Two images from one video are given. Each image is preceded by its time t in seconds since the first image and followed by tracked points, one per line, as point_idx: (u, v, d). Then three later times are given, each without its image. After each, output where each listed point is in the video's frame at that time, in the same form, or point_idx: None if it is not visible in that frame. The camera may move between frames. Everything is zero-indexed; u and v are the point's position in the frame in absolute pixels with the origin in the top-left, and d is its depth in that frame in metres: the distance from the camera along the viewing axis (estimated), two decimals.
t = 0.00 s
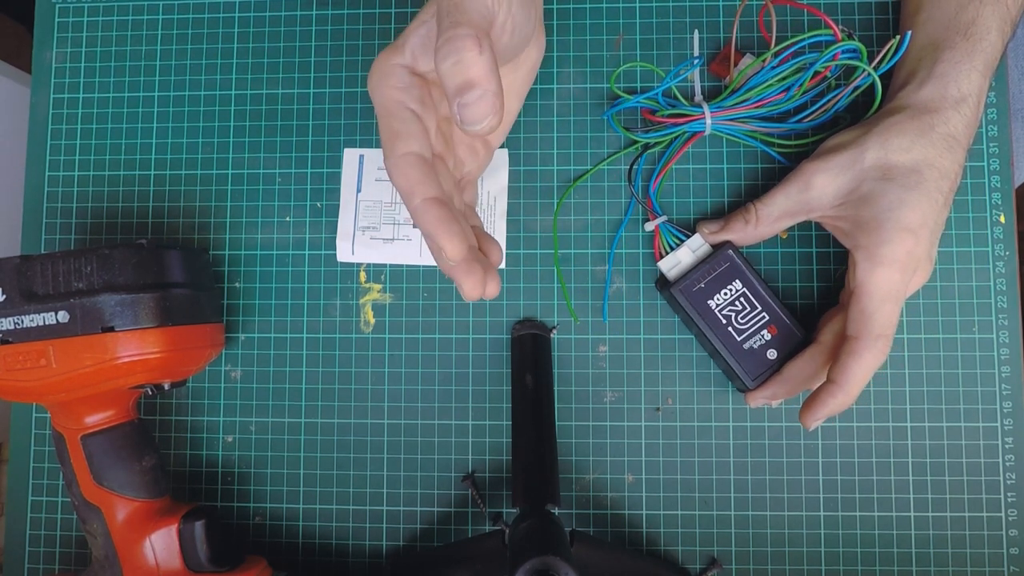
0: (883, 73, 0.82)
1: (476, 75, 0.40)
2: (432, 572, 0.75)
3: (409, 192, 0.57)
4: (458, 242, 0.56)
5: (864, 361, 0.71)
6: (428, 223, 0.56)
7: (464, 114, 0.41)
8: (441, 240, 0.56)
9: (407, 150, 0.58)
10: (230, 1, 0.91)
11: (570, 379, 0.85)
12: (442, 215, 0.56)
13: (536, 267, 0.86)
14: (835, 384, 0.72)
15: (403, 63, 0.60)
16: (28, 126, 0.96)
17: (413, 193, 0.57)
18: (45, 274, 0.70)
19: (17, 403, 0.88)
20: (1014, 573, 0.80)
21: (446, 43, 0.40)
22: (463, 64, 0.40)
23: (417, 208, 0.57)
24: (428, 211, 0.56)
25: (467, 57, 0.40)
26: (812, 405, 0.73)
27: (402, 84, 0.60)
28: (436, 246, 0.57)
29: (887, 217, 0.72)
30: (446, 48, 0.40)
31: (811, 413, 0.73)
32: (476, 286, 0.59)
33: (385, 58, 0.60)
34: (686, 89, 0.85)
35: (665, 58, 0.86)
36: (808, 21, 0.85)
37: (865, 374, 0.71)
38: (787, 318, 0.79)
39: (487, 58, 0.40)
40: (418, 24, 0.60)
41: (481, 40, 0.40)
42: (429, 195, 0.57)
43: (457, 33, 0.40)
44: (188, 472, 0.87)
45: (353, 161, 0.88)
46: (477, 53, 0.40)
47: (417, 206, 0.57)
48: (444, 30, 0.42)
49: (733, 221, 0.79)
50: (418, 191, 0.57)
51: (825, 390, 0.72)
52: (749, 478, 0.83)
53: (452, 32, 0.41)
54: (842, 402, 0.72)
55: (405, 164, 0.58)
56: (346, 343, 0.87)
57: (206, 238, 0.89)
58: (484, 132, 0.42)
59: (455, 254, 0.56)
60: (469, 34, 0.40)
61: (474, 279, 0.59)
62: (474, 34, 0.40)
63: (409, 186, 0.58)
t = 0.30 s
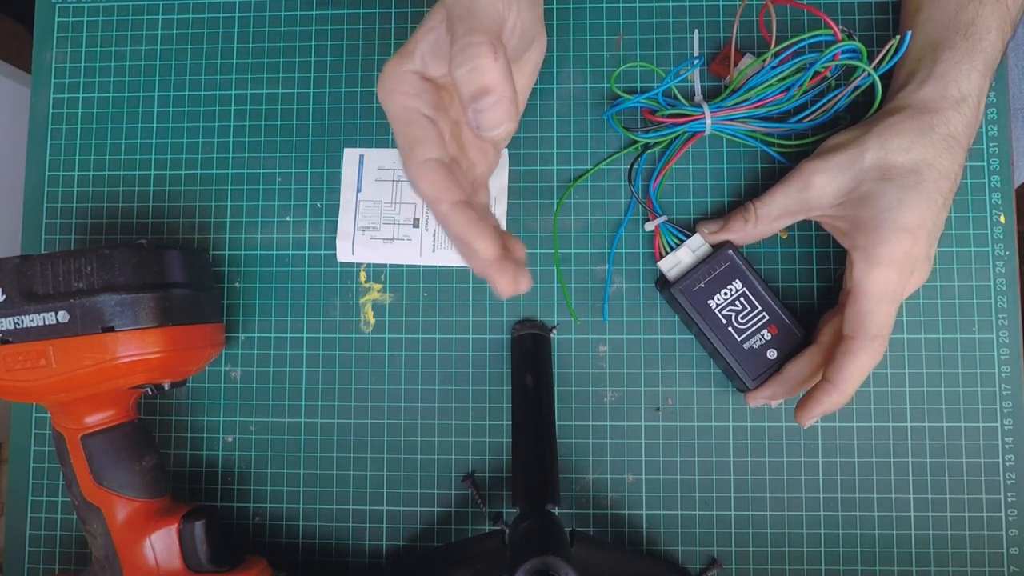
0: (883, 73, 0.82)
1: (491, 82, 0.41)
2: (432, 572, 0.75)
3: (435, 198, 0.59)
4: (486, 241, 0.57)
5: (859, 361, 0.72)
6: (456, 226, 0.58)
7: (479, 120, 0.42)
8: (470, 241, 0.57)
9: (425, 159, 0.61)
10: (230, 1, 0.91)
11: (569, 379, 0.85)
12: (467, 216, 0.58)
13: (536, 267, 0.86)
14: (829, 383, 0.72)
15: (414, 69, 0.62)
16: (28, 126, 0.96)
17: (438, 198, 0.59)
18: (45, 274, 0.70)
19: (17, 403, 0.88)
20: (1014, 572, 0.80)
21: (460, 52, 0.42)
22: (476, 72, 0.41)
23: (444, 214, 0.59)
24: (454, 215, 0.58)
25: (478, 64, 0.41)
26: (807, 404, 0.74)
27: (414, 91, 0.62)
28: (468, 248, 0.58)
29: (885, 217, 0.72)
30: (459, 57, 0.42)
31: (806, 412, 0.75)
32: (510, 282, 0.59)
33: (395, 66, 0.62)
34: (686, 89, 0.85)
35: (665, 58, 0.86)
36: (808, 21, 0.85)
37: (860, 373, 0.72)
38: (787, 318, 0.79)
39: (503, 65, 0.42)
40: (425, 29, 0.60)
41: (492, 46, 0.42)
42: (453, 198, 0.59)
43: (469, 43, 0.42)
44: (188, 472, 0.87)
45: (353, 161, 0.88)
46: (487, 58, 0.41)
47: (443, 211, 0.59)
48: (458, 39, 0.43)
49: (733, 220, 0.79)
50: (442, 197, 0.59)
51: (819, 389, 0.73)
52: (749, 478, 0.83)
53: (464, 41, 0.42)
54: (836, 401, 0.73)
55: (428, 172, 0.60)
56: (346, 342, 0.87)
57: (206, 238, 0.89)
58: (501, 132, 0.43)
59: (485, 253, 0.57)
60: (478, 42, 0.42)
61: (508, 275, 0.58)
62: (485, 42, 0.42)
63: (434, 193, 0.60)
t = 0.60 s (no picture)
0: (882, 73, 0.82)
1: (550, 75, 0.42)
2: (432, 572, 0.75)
3: (516, 206, 0.57)
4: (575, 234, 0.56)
5: (851, 359, 0.72)
6: (545, 228, 0.56)
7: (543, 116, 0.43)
8: (564, 238, 0.56)
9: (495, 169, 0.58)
10: (230, 1, 0.91)
11: (569, 378, 0.85)
12: (553, 215, 0.56)
13: (536, 267, 0.86)
14: (823, 381, 0.72)
15: (459, 81, 0.60)
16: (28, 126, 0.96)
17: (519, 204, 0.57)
18: (45, 274, 0.70)
19: (17, 403, 0.88)
20: (1014, 572, 0.80)
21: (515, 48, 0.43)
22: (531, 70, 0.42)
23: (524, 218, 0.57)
24: (542, 215, 0.56)
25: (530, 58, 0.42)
26: (801, 403, 0.74)
27: (463, 103, 0.60)
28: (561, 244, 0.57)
29: (873, 215, 0.72)
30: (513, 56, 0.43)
31: (801, 412, 0.74)
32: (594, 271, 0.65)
33: (438, 81, 0.59)
34: (686, 89, 0.85)
35: (665, 58, 0.86)
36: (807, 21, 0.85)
37: (853, 372, 0.72)
38: (787, 319, 0.79)
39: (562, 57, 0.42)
40: (460, 39, 0.59)
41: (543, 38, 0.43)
42: (534, 199, 0.56)
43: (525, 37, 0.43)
44: (188, 472, 0.87)
45: (353, 161, 0.88)
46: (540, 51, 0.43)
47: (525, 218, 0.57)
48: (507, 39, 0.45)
49: (726, 211, 0.79)
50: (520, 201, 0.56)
51: (813, 388, 0.73)
52: (749, 478, 0.83)
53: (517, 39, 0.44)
54: (830, 400, 0.73)
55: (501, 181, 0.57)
56: (346, 342, 0.87)
57: (206, 238, 0.89)
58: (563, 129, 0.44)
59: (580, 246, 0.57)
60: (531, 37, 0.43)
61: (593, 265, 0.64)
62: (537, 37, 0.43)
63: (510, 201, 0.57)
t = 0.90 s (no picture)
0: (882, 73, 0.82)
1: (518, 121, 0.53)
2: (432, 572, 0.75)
3: (471, 225, 0.62)
4: (520, 256, 0.62)
5: (852, 361, 0.72)
6: (494, 245, 0.62)
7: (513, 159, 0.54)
8: (503, 260, 0.62)
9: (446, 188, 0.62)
10: (230, 1, 0.91)
11: (570, 378, 0.85)
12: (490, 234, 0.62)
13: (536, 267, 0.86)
14: (822, 382, 0.73)
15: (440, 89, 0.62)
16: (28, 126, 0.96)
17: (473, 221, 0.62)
18: (45, 274, 0.70)
19: (17, 403, 0.88)
20: (1014, 572, 0.80)
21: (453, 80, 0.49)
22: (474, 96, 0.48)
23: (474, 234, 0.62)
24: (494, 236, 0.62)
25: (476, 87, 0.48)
26: (800, 403, 0.75)
27: (442, 113, 0.62)
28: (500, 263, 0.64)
29: (875, 217, 0.72)
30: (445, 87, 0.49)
31: (799, 411, 0.76)
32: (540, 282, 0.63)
33: (420, 86, 0.62)
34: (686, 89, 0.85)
35: (665, 58, 0.86)
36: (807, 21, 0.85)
37: (852, 373, 0.73)
38: (787, 318, 0.79)
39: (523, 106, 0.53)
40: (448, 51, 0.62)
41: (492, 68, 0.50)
42: (490, 218, 0.62)
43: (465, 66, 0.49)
44: (188, 472, 0.87)
45: (353, 161, 0.88)
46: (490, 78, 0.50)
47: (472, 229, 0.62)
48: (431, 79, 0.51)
49: (727, 220, 0.79)
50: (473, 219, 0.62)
51: (812, 388, 0.74)
52: (749, 478, 0.83)
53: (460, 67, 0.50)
54: (828, 400, 0.74)
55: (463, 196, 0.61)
56: (346, 343, 0.87)
57: (206, 238, 0.89)
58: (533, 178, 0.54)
59: (519, 274, 0.62)
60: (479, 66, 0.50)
61: (542, 281, 0.63)
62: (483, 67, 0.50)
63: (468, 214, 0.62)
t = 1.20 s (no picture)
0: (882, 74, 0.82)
1: (650, 137, 0.58)
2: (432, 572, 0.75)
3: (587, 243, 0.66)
4: (637, 211, 0.62)
5: (852, 361, 0.72)
6: (613, 213, 0.60)
7: (645, 176, 0.62)
8: (626, 223, 0.61)
9: (523, 214, 0.65)
10: (230, 1, 0.91)
11: (570, 379, 0.85)
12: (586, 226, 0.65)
13: (536, 267, 0.86)
14: (822, 381, 0.73)
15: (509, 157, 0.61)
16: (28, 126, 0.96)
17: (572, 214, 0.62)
18: (45, 274, 0.70)
19: (18, 403, 0.88)
20: (1014, 572, 0.80)
21: (570, 143, 0.56)
22: (594, 156, 0.56)
23: (569, 237, 0.64)
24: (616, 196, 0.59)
25: (598, 148, 0.55)
26: (798, 401, 0.75)
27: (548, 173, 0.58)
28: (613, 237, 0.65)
29: (875, 217, 0.72)
30: (560, 149, 0.56)
31: (797, 409, 0.75)
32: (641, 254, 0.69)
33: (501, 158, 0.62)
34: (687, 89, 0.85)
35: (665, 58, 0.86)
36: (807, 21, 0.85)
37: (853, 374, 0.72)
38: (787, 318, 0.79)
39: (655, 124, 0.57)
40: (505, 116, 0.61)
41: (612, 123, 0.56)
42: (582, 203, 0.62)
43: (582, 127, 0.56)
44: (188, 472, 0.87)
45: (353, 161, 0.88)
46: (613, 137, 0.56)
47: (573, 229, 0.63)
48: (536, 138, 0.58)
49: (728, 220, 0.80)
50: (570, 214, 0.62)
51: (812, 387, 0.74)
52: (749, 478, 0.83)
53: (575, 126, 0.56)
54: (828, 400, 0.73)
55: (559, 196, 0.60)
56: (346, 343, 0.87)
57: (206, 238, 0.89)
58: (658, 194, 0.63)
59: (640, 237, 0.65)
60: (600, 123, 0.56)
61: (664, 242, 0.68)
62: (603, 125, 0.56)
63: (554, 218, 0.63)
